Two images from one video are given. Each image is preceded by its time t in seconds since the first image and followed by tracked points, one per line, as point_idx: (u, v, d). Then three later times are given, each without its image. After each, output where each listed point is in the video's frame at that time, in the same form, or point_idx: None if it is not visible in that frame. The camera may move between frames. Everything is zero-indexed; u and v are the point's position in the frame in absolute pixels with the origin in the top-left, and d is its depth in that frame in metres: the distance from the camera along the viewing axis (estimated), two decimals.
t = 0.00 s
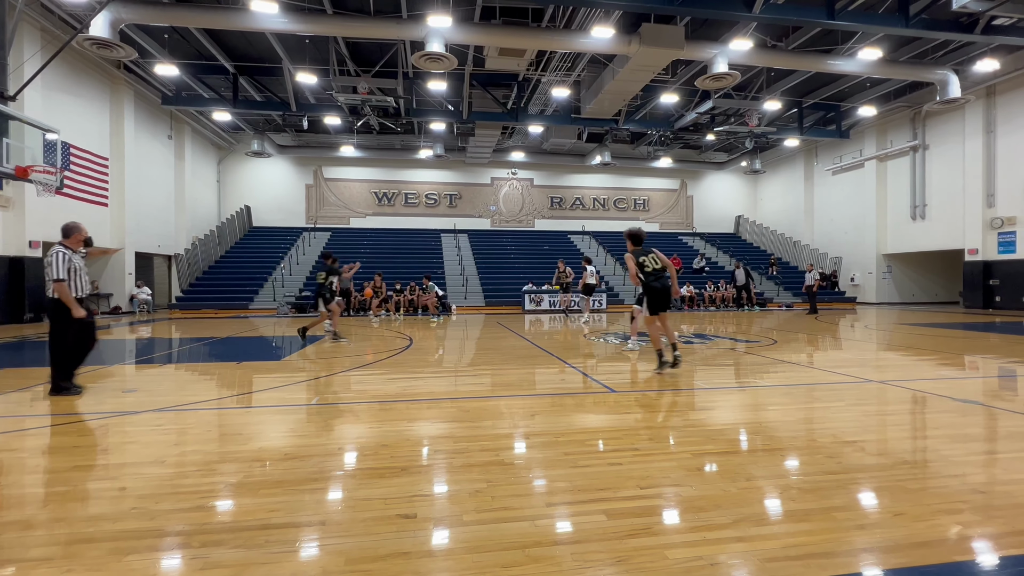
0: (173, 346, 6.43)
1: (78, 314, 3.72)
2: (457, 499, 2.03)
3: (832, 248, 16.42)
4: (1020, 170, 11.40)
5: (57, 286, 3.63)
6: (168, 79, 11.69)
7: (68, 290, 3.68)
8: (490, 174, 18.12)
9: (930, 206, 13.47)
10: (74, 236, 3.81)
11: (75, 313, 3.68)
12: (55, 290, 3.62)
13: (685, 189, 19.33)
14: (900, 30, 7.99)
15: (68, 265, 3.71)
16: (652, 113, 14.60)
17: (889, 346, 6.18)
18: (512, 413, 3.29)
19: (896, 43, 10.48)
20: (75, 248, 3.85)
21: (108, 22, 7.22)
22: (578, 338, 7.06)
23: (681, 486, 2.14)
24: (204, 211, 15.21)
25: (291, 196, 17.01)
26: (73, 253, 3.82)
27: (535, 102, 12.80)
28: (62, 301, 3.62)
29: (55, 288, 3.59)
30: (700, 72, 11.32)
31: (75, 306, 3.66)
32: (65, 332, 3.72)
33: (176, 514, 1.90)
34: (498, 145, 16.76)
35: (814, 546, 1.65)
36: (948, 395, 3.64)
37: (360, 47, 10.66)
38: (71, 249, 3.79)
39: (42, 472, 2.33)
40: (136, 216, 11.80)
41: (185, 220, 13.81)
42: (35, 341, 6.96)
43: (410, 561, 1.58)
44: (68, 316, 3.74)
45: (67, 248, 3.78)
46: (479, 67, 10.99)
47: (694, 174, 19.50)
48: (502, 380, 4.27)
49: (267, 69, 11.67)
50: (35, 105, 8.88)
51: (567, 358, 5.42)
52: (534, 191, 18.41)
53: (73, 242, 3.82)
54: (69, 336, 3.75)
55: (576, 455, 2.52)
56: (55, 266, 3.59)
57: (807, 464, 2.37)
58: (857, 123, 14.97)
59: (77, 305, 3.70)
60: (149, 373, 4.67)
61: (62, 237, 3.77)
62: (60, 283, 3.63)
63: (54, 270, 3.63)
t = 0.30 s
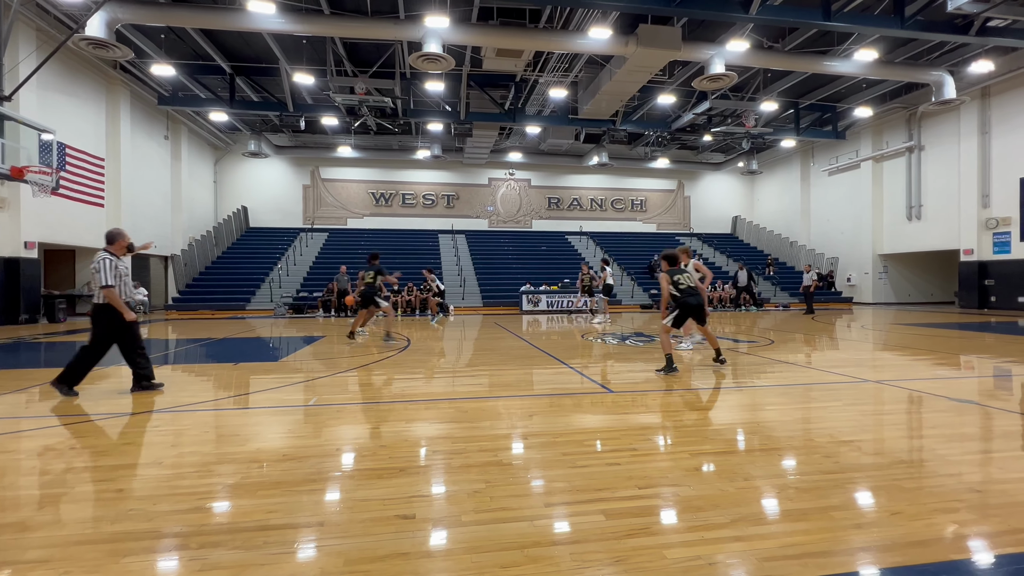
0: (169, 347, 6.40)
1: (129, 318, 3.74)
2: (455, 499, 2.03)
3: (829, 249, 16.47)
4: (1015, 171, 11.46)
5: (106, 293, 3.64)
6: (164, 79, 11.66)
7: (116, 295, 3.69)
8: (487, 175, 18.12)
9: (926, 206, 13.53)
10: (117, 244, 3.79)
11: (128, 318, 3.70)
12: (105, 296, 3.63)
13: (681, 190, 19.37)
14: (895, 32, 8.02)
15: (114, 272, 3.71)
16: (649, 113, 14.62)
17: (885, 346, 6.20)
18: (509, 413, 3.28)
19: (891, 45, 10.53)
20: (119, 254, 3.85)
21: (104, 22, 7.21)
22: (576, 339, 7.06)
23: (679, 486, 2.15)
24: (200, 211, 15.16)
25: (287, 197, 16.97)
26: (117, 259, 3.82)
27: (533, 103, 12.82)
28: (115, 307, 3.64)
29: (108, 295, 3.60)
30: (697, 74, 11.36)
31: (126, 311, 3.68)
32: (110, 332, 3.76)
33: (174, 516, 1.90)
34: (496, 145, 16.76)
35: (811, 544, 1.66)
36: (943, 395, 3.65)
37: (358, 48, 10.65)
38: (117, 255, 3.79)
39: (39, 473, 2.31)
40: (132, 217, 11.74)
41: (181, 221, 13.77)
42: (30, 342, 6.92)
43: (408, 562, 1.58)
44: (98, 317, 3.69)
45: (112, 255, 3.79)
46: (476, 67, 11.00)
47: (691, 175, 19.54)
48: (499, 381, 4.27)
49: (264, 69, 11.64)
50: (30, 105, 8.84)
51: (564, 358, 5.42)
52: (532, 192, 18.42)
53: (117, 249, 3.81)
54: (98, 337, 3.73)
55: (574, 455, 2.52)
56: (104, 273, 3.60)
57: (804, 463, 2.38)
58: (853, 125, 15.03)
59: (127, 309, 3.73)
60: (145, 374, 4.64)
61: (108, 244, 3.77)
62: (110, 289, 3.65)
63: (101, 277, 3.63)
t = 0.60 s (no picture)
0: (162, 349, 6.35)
1: (149, 317, 3.72)
2: (451, 500, 2.03)
3: (822, 249, 16.57)
4: (1005, 171, 11.59)
5: (137, 288, 3.68)
6: (157, 79, 11.59)
7: (146, 291, 3.72)
8: (482, 175, 18.12)
9: (917, 207, 13.64)
10: (154, 241, 3.88)
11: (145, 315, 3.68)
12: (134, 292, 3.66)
13: (676, 191, 19.45)
14: (887, 34, 8.07)
15: (149, 268, 3.78)
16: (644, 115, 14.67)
17: (878, 345, 6.25)
18: (505, 414, 3.28)
19: (884, 46, 10.60)
20: (155, 252, 3.92)
21: (96, 21, 7.14)
22: (571, 339, 7.07)
23: (675, 486, 2.15)
24: (194, 211, 15.07)
25: (281, 197, 16.89)
26: (153, 256, 3.88)
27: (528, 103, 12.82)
28: (139, 302, 3.65)
29: (136, 290, 3.63)
30: (690, 75, 11.42)
31: (146, 308, 3.66)
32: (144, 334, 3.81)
33: (167, 519, 1.88)
34: (491, 146, 16.75)
35: (805, 543, 1.67)
36: (935, 394, 3.68)
37: (352, 48, 10.63)
38: (152, 252, 3.85)
39: (31, 476, 2.29)
40: (124, 217, 11.64)
41: (174, 221, 13.67)
42: (20, 344, 6.83)
43: (404, 564, 1.57)
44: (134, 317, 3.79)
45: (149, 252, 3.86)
46: (471, 68, 10.99)
47: (685, 175, 19.61)
48: (495, 382, 4.26)
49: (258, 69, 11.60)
50: (21, 105, 8.75)
51: (560, 358, 5.43)
52: (527, 192, 18.44)
53: (154, 246, 3.90)
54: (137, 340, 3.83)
55: (570, 456, 2.52)
56: (137, 267, 3.66)
57: (798, 462, 2.39)
58: (845, 126, 15.15)
59: (147, 308, 3.71)
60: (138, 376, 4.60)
61: (144, 240, 3.85)
62: (140, 284, 3.68)
63: (136, 272, 3.70)
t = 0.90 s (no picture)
0: (151, 351, 6.29)
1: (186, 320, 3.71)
2: (443, 502, 2.02)
3: (812, 250, 16.72)
4: (991, 173, 11.75)
5: (168, 291, 3.66)
6: (146, 79, 11.47)
7: (178, 295, 3.72)
8: (475, 176, 18.10)
9: (905, 208, 13.80)
10: (181, 244, 3.83)
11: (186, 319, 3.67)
12: (166, 295, 3.65)
13: (668, 192, 19.54)
14: (876, 37, 8.16)
15: (178, 271, 3.75)
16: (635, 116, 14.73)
17: (867, 344, 6.31)
18: (498, 415, 3.28)
19: (872, 49, 10.72)
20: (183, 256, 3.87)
21: (83, 19, 7.03)
22: (564, 340, 7.08)
23: (666, 485, 2.16)
24: (183, 212, 14.93)
25: (272, 197, 16.78)
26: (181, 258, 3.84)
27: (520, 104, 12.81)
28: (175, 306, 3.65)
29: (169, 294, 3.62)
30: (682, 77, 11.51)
31: (184, 311, 3.67)
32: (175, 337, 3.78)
33: (156, 522, 1.86)
34: (483, 146, 16.73)
35: (796, 541, 1.68)
36: (924, 393, 3.72)
37: (344, 48, 10.59)
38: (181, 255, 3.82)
39: (17, 481, 2.26)
40: (112, 218, 11.51)
41: (163, 221, 13.54)
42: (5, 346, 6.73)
43: (396, 566, 1.57)
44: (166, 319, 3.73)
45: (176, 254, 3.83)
46: (464, 68, 10.96)
47: (677, 176, 19.72)
48: (488, 382, 4.26)
49: (248, 69, 11.52)
50: (6, 104, 8.63)
51: (553, 359, 5.44)
52: (520, 193, 18.45)
53: (180, 249, 3.84)
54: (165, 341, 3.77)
55: (562, 456, 2.53)
56: (168, 271, 3.64)
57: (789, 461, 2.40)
58: (835, 128, 15.33)
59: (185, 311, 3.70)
60: (127, 378, 4.55)
61: (172, 244, 3.80)
62: (172, 288, 3.67)
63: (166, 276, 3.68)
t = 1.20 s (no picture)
0: (137, 353, 6.20)
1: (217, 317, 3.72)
2: (433, 503, 2.01)
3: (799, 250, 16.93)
4: (972, 175, 11.98)
5: (199, 292, 3.66)
6: (131, 77, 11.30)
7: (208, 295, 3.72)
8: (465, 176, 18.08)
9: (889, 210, 14.02)
10: (203, 244, 3.81)
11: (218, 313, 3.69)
12: (197, 296, 3.65)
13: (657, 193, 19.68)
14: (860, 41, 8.29)
15: (204, 272, 3.74)
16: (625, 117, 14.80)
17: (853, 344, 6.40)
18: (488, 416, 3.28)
19: (856, 52, 10.87)
20: (203, 256, 3.85)
21: (68, 16, 6.90)
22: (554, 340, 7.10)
23: (656, 485, 2.17)
24: (170, 212, 14.74)
25: (260, 197, 16.63)
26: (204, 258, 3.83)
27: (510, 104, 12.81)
28: (208, 303, 3.66)
29: (200, 294, 3.63)
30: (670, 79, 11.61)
31: (217, 308, 3.67)
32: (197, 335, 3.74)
33: (140, 527, 1.83)
34: (474, 147, 16.72)
35: (784, 539, 1.70)
36: (908, 391, 3.78)
37: (334, 47, 10.54)
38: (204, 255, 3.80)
39: None
40: (96, 218, 11.32)
41: (149, 222, 13.36)
42: None
43: (386, 568, 1.56)
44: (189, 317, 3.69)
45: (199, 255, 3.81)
46: (454, 68, 10.95)
47: (666, 178, 19.86)
48: (478, 383, 4.26)
49: (236, 68, 11.42)
50: None
51: (544, 359, 5.46)
52: (510, 194, 18.46)
53: (202, 249, 3.83)
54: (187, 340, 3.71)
55: (552, 456, 2.53)
56: (197, 273, 3.63)
57: (776, 460, 2.43)
58: (821, 130, 15.56)
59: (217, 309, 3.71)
60: (111, 381, 4.48)
61: (194, 244, 3.78)
62: (202, 288, 3.67)
63: (195, 278, 3.66)
